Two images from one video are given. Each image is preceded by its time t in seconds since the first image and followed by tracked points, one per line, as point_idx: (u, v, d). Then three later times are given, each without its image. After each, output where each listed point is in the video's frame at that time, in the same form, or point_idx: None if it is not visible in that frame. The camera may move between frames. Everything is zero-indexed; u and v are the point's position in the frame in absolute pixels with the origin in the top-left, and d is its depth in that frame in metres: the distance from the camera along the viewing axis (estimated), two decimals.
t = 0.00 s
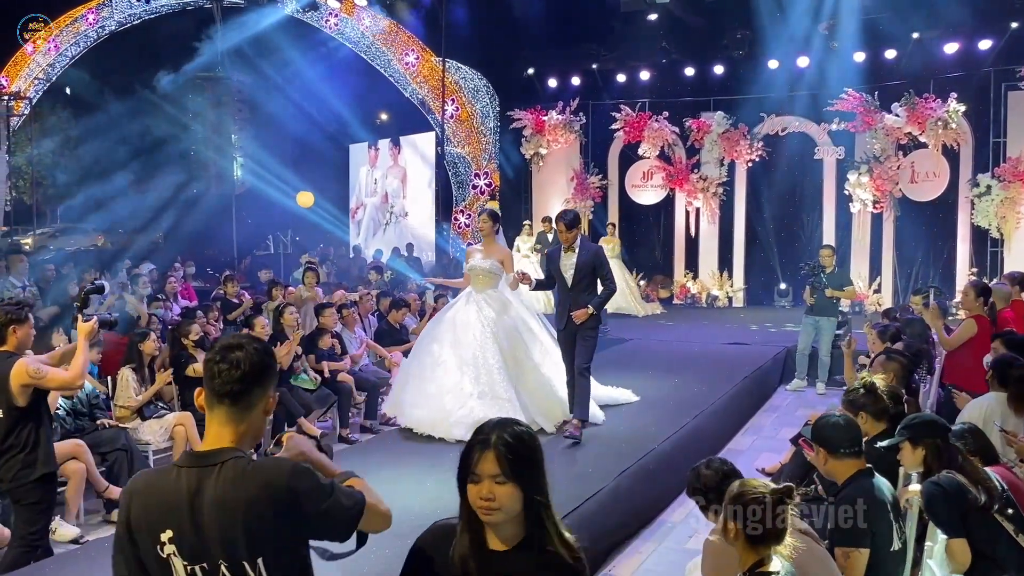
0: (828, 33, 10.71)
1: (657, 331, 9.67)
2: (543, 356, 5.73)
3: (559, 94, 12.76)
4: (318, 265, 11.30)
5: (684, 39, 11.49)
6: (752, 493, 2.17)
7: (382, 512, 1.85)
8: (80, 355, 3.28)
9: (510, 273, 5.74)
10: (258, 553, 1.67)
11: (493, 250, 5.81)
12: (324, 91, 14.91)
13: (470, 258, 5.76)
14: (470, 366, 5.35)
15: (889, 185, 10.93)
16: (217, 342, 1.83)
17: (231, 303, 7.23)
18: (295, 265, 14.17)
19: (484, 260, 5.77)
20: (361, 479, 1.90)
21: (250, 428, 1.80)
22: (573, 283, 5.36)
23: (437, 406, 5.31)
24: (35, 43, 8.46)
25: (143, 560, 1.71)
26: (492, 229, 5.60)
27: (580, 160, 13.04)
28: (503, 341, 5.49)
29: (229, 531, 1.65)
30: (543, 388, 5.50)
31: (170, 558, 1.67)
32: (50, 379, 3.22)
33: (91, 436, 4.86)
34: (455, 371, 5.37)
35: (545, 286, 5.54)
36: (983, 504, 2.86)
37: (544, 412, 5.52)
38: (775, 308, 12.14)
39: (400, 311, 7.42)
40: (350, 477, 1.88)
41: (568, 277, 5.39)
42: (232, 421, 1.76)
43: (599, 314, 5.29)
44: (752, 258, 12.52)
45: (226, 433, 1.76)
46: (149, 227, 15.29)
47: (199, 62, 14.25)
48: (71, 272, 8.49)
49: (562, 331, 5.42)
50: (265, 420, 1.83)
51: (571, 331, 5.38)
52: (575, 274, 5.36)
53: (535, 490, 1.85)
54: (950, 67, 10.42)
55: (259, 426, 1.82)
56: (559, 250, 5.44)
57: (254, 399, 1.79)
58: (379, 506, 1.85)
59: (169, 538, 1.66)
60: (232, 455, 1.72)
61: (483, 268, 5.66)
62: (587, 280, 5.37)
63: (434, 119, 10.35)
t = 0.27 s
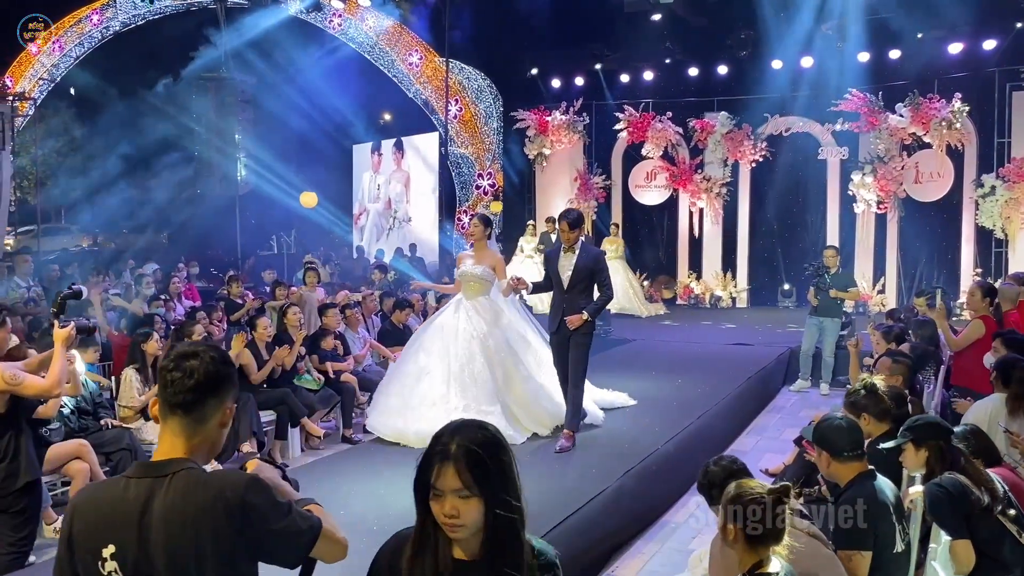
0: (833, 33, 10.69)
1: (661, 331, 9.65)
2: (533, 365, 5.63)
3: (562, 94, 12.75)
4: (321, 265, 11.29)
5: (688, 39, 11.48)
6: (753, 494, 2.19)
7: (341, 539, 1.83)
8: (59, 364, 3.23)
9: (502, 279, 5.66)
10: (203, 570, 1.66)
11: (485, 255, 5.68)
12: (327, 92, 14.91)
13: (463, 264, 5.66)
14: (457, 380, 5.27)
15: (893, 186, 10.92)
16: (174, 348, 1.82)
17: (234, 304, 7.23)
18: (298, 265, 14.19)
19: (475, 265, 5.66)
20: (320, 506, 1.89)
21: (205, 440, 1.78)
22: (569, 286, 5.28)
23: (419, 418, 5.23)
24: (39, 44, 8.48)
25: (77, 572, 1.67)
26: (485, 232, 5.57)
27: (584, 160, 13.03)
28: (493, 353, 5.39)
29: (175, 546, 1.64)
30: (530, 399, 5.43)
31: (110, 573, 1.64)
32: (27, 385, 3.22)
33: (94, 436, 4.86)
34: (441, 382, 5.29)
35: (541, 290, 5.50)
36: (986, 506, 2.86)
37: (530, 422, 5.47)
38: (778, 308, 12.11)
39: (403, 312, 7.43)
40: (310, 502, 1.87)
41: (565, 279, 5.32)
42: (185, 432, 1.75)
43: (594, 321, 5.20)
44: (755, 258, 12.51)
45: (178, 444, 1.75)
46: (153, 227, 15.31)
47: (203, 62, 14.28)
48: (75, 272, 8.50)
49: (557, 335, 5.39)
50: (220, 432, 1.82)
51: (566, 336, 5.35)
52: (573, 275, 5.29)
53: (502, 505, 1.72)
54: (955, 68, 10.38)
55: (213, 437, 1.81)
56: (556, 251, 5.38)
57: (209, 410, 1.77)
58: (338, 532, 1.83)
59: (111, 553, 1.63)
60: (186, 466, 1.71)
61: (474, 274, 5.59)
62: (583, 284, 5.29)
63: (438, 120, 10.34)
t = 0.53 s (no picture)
0: (838, 33, 10.69)
1: (666, 332, 9.64)
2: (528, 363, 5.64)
3: (566, 94, 12.74)
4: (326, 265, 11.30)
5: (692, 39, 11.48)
6: (752, 495, 2.22)
7: (318, 518, 1.74)
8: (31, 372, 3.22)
9: (496, 276, 5.63)
10: None
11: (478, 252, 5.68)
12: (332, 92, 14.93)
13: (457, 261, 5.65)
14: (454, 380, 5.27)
15: (898, 186, 10.87)
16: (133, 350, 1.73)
17: (238, 304, 7.24)
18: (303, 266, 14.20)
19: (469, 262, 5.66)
20: (294, 484, 1.80)
21: (166, 447, 1.68)
22: (567, 284, 5.24)
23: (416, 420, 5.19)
24: (45, 45, 8.51)
25: None
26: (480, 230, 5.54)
27: (588, 160, 13.02)
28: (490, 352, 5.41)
29: (128, 560, 1.55)
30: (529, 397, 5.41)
31: None
32: None
33: (98, 435, 4.87)
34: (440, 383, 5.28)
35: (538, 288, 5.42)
36: (991, 508, 2.85)
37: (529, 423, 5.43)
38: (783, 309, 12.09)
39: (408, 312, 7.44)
40: (285, 482, 1.78)
41: (562, 277, 5.28)
42: (142, 440, 1.65)
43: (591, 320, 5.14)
44: (760, 258, 12.49)
45: (135, 451, 1.65)
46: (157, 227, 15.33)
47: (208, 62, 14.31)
48: (80, 272, 8.51)
49: (551, 333, 5.26)
50: (184, 438, 1.72)
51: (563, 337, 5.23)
52: (569, 274, 5.25)
53: (466, 556, 1.73)
54: (960, 68, 10.35)
55: (178, 442, 1.71)
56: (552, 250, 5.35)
57: (170, 414, 1.68)
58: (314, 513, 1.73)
59: (62, 568, 1.56)
60: (145, 475, 1.63)
61: (467, 271, 5.59)
62: (581, 283, 5.24)
63: (442, 120, 10.34)
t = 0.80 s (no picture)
0: (843, 33, 10.66)
1: (670, 332, 9.63)
2: (527, 366, 5.50)
3: (571, 94, 12.72)
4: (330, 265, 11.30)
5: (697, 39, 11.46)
6: (752, 497, 2.27)
7: (303, 492, 1.67)
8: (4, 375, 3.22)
9: (491, 276, 5.51)
10: None
11: (473, 252, 5.57)
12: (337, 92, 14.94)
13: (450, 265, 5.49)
14: (455, 383, 5.10)
15: (903, 186, 10.87)
16: (92, 359, 1.62)
17: (243, 303, 7.24)
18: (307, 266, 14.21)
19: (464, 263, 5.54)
20: (274, 457, 1.74)
21: (133, 458, 1.59)
22: (558, 288, 5.08)
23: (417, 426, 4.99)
24: (51, 45, 8.52)
25: None
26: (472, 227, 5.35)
27: (592, 160, 13.00)
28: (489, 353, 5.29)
29: None
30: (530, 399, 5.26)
31: None
32: None
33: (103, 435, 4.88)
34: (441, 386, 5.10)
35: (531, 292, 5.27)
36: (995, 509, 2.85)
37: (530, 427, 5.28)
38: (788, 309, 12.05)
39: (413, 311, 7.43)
40: (261, 455, 1.71)
41: (553, 281, 5.12)
42: (109, 453, 1.57)
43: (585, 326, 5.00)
44: (765, 258, 12.46)
45: (103, 466, 1.56)
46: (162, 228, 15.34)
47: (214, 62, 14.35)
48: (86, 272, 8.53)
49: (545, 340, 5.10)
50: (153, 449, 1.63)
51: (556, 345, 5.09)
52: (560, 277, 5.10)
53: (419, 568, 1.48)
54: (966, 68, 10.29)
55: (146, 453, 1.62)
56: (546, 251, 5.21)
57: (137, 426, 1.58)
58: (296, 487, 1.66)
59: None
60: (112, 490, 1.54)
61: (462, 271, 5.48)
62: (573, 287, 5.08)
63: (446, 120, 10.32)
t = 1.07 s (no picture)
0: (851, 32, 10.64)
1: (677, 332, 9.60)
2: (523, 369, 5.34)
3: (577, 94, 12.72)
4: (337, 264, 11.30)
5: (703, 39, 11.46)
6: (753, 500, 2.33)
7: (280, 492, 1.63)
8: None
9: (485, 280, 5.32)
10: None
11: (466, 255, 5.37)
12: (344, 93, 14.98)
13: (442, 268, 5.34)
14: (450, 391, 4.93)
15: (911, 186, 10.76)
16: (63, 375, 1.61)
17: (250, 303, 7.25)
18: (314, 265, 14.22)
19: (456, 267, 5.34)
20: (249, 455, 1.63)
21: (102, 481, 1.58)
22: (548, 288, 4.97)
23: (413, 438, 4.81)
24: (58, 45, 8.52)
25: None
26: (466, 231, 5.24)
27: (598, 160, 12.98)
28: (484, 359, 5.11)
29: None
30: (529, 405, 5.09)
31: None
32: None
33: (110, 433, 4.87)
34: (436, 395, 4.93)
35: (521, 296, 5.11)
36: (1004, 510, 2.84)
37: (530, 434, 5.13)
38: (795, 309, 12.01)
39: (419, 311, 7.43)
40: (237, 451, 1.63)
41: (543, 280, 5.01)
42: (74, 474, 1.55)
43: (577, 326, 4.89)
44: (772, 259, 12.43)
45: (67, 488, 1.55)
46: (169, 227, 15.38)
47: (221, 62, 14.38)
48: (93, 271, 8.54)
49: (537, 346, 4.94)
50: (123, 470, 1.62)
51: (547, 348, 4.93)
52: (549, 275, 4.99)
53: None
54: (974, 67, 10.23)
55: (116, 473, 1.60)
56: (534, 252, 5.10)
57: (106, 446, 1.56)
58: (271, 486, 1.62)
59: None
60: (77, 517, 1.52)
61: (454, 276, 5.28)
62: (563, 285, 4.97)
63: (452, 120, 10.30)
